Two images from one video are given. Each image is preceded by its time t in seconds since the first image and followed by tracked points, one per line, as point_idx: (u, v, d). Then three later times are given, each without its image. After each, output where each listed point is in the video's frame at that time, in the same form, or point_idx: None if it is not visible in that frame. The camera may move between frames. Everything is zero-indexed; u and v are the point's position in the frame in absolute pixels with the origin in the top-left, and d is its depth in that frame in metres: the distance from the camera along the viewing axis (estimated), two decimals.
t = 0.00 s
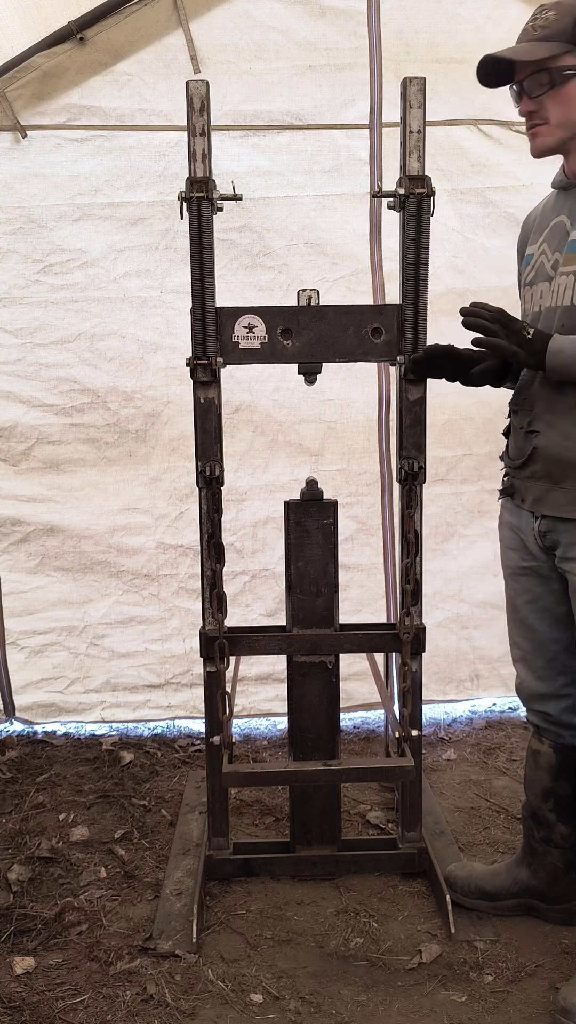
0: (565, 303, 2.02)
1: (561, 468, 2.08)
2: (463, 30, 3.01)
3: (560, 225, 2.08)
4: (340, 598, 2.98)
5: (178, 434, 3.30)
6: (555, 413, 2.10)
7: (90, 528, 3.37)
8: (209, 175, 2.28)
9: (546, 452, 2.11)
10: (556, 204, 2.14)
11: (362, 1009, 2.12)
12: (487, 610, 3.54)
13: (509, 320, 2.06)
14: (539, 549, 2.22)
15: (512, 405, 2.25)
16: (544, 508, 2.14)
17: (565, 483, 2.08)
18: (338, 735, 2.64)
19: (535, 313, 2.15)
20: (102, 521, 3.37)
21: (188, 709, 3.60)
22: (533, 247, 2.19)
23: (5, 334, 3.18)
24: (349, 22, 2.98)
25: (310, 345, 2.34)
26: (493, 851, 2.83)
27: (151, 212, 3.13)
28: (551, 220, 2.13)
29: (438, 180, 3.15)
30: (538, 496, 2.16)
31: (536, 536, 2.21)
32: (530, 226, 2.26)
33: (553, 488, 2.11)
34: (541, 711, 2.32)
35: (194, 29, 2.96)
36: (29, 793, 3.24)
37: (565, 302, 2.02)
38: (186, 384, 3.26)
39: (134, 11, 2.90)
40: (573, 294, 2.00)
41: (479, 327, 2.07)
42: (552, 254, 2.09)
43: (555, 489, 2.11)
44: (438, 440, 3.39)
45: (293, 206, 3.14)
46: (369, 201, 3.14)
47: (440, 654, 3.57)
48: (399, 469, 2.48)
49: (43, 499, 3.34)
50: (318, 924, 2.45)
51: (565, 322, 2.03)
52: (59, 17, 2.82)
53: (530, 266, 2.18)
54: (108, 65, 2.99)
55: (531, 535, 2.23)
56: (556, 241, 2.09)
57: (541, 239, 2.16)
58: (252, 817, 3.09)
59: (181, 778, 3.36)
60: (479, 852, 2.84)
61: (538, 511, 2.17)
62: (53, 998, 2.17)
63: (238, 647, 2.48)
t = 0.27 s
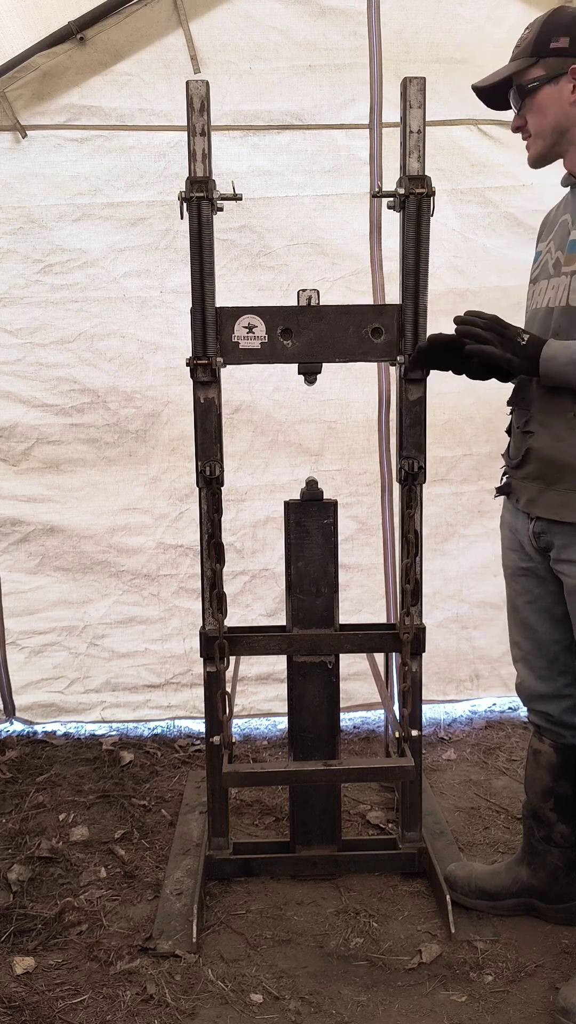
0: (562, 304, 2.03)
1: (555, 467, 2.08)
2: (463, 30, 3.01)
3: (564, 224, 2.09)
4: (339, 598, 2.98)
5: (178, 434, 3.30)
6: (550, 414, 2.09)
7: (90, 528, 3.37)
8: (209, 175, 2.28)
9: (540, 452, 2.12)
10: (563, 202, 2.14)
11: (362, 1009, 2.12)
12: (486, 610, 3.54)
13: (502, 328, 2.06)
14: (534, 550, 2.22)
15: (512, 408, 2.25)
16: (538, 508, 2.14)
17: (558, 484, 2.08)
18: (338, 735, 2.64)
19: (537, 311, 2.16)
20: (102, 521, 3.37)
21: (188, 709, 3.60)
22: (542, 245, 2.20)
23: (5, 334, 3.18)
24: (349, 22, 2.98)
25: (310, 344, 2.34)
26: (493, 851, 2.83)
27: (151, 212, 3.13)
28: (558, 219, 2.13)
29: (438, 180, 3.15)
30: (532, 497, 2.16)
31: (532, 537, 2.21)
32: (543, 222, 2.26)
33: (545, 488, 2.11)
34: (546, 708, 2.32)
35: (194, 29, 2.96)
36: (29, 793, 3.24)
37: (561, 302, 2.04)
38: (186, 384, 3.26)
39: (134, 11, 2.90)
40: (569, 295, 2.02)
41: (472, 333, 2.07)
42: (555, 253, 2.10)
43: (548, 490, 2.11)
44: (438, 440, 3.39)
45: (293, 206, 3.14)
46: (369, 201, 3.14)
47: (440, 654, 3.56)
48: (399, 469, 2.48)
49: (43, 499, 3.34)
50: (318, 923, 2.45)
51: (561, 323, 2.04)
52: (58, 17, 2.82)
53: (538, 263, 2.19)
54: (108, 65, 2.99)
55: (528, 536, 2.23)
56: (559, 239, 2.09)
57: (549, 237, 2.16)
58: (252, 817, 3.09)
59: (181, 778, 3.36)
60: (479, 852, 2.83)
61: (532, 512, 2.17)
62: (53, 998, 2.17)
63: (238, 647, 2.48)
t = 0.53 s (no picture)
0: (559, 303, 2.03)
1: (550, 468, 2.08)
2: (462, 30, 3.01)
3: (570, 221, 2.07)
4: (340, 598, 2.98)
5: (178, 434, 3.30)
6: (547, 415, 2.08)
7: (90, 528, 3.37)
8: (209, 175, 2.28)
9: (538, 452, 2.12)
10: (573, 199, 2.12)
11: (362, 1009, 2.12)
12: (486, 610, 3.54)
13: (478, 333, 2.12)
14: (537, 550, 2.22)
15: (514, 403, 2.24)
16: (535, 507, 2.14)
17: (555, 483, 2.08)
18: (337, 735, 2.64)
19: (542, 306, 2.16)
20: (102, 521, 3.36)
21: (188, 709, 3.60)
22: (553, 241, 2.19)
23: (5, 334, 3.18)
24: (349, 22, 2.98)
25: (310, 344, 2.34)
26: (493, 851, 2.83)
27: (151, 212, 3.13)
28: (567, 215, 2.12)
29: (438, 180, 3.15)
30: (530, 495, 2.16)
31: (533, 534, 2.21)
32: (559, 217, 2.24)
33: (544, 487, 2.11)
34: (533, 705, 2.32)
35: (194, 29, 2.96)
36: (29, 793, 3.24)
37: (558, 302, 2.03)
38: (186, 384, 3.26)
39: (134, 11, 2.90)
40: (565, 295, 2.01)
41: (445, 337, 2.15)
42: (561, 250, 2.09)
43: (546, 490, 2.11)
44: (438, 440, 3.39)
45: (293, 206, 3.14)
46: (369, 201, 3.14)
47: (440, 654, 3.57)
48: (399, 469, 2.48)
49: (43, 499, 3.34)
50: (318, 923, 2.45)
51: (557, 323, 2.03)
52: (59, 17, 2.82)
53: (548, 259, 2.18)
54: (108, 65, 2.99)
55: (531, 536, 2.23)
56: (565, 237, 2.08)
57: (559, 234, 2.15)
58: (251, 817, 3.09)
59: (181, 778, 3.36)
60: (480, 852, 2.83)
61: (530, 510, 2.17)
62: (53, 998, 2.17)
63: (238, 647, 2.48)
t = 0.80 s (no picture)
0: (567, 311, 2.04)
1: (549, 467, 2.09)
2: (462, 30, 3.01)
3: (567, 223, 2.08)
4: (340, 598, 2.98)
5: (178, 434, 3.30)
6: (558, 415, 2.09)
7: (90, 528, 3.37)
8: (209, 175, 2.28)
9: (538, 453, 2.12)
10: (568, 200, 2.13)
11: (362, 1009, 2.12)
12: (486, 610, 3.54)
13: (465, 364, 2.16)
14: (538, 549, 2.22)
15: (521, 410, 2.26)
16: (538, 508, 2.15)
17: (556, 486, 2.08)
18: (337, 735, 2.64)
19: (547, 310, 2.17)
20: (102, 521, 3.36)
21: (188, 709, 3.60)
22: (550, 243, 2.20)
23: (5, 334, 3.18)
24: (349, 22, 2.98)
25: (310, 344, 2.34)
26: (493, 851, 2.83)
27: (151, 212, 3.13)
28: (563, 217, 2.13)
29: (438, 180, 3.15)
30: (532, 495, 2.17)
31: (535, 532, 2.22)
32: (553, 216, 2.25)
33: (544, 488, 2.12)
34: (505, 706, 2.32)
35: (194, 29, 2.96)
36: (29, 793, 3.24)
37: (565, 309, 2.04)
38: (186, 384, 3.26)
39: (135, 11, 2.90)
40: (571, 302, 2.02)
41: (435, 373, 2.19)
42: (561, 252, 2.10)
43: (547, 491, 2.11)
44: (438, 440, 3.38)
45: (293, 206, 3.14)
46: (369, 201, 3.14)
47: (440, 654, 3.56)
48: (399, 469, 2.48)
49: (43, 499, 3.34)
50: (318, 923, 2.44)
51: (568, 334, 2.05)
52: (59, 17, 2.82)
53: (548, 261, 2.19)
54: (108, 65, 2.99)
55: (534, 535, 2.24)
56: (564, 238, 2.09)
57: (556, 235, 2.16)
58: (251, 817, 3.09)
59: (181, 778, 3.36)
60: (480, 852, 2.83)
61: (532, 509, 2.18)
62: (53, 998, 2.17)
63: (238, 647, 2.48)
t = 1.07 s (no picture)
0: (539, 315, 2.02)
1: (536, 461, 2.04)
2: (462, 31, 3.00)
3: (531, 231, 2.06)
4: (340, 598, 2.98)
5: (178, 434, 3.30)
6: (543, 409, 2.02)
7: (90, 528, 3.37)
8: (209, 175, 2.28)
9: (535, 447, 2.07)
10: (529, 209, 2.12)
11: (362, 1009, 2.12)
12: (486, 610, 3.54)
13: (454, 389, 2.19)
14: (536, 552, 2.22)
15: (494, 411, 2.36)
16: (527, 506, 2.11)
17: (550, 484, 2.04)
18: (337, 735, 2.64)
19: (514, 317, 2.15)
20: (101, 521, 3.36)
21: (188, 709, 3.60)
22: (510, 252, 2.18)
23: (5, 334, 3.18)
24: (349, 22, 2.98)
25: (310, 344, 2.34)
26: (493, 851, 2.83)
27: (151, 212, 3.13)
28: (526, 226, 2.11)
29: (437, 180, 3.15)
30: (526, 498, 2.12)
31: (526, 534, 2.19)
32: (509, 226, 2.24)
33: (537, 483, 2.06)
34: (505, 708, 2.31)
35: (194, 29, 2.96)
36: (29, 793, 3.24)
37: (536, 313, 2.03)
38: (186, 384, 3.26)
39: (135, 11, 2.90)
40: (541, 307, 2.01)
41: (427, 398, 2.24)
42: (525, 259, 2.08)
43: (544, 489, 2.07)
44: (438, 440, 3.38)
45: (293, 206, 3.14)
46: (369, 201, 3.13)
47: (440, 654, 3.57)
48: (399, 469, 2.48)
49: (43, 499, 3.34)
50: (318, 924, 2.45)
51: (541, 334, 2.03)
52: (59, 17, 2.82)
53: (508, 271, 2.17)
54: (108, 65, 2.98)
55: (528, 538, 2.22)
56: (528, 245, 2.07)
57: (517, 244, 2.14)
58: (251, 817, 3.09)
59: (181, 778, 3.36)
60: (480, 852, 2.83)
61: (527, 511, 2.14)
62: (53, 998, 2.17)
63: (238, 647, 2.48)
